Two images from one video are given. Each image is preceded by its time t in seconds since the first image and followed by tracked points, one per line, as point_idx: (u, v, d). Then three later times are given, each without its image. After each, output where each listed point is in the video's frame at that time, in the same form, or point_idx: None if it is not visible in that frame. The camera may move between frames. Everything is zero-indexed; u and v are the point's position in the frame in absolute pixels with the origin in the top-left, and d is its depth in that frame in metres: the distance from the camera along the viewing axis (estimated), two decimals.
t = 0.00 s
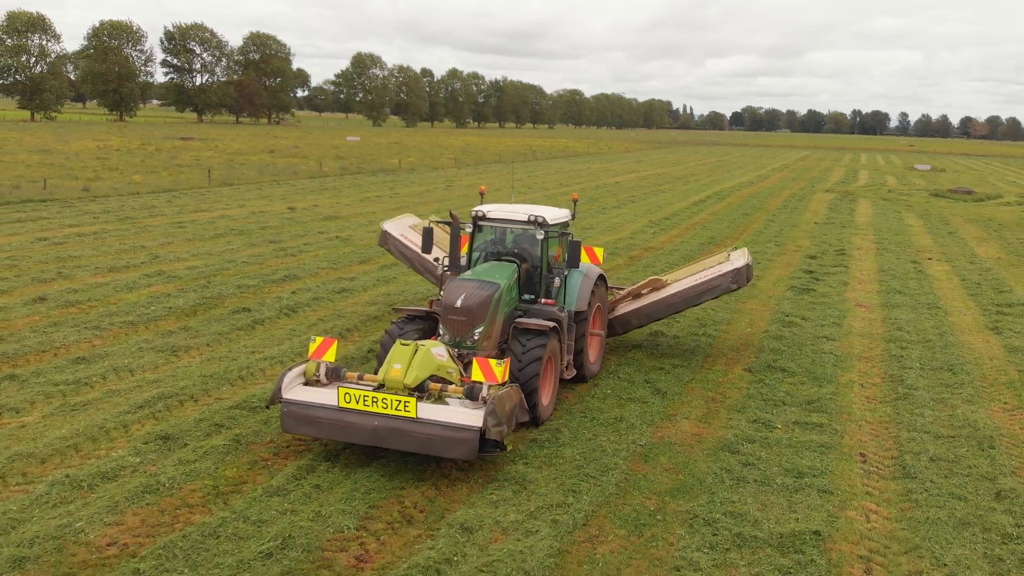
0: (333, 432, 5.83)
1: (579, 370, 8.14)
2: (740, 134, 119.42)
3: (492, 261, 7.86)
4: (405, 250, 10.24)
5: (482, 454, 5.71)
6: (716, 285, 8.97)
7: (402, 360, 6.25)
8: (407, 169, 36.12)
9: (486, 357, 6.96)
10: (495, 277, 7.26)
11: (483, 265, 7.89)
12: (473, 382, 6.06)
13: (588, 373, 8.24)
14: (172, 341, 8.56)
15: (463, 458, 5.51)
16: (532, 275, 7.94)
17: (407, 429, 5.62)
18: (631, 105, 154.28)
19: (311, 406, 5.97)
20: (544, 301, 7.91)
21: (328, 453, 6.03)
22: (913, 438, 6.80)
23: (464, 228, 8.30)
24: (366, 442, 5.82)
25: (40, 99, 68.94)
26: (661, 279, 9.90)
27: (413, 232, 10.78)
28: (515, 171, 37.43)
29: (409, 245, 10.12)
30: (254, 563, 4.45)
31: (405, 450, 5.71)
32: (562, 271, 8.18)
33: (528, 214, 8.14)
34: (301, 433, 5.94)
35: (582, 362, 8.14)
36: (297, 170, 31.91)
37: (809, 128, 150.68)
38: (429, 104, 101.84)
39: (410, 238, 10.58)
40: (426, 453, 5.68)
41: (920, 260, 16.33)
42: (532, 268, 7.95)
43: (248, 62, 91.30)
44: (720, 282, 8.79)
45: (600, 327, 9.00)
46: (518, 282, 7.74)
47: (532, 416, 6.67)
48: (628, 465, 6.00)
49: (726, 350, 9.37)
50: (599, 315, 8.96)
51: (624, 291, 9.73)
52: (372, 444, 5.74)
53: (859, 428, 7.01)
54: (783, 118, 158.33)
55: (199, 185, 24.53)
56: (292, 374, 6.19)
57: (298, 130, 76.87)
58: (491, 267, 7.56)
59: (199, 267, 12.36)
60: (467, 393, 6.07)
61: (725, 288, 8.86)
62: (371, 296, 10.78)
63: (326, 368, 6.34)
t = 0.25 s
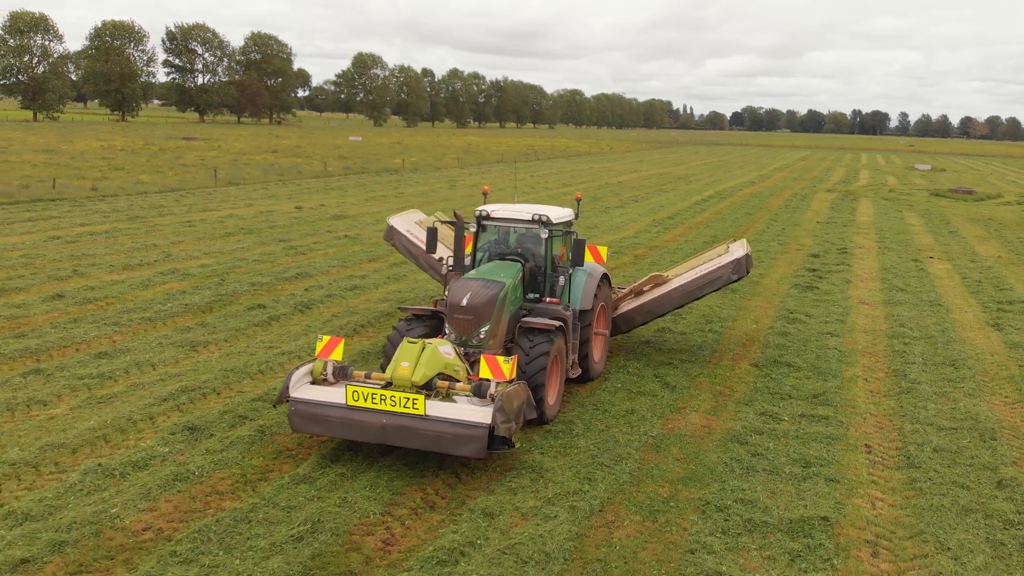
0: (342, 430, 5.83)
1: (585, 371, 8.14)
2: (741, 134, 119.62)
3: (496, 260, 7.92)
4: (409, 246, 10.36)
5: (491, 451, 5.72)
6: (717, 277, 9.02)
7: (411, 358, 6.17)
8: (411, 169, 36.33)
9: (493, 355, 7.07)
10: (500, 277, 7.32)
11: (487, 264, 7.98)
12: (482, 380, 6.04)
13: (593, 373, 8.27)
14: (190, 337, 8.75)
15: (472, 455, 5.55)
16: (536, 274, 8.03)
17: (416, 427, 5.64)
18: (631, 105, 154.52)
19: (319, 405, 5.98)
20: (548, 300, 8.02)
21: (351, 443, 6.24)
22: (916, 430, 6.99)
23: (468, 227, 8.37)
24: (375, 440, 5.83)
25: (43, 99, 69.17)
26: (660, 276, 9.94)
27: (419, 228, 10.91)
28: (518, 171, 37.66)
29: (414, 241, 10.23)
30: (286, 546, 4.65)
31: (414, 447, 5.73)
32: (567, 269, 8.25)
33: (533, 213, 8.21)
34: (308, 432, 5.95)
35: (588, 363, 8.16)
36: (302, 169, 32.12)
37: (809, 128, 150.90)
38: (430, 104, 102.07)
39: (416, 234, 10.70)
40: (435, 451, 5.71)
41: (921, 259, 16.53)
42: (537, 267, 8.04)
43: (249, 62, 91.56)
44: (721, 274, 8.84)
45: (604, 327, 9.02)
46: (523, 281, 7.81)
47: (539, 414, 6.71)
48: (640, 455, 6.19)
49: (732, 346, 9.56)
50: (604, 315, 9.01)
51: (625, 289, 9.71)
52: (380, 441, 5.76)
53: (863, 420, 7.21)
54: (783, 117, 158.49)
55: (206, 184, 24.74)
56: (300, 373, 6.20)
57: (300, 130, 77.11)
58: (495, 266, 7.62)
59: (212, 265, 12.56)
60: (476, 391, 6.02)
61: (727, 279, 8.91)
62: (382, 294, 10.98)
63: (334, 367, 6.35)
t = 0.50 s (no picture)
0: (349, 430, 5.84)
1: (588, 370, 8.19)
2: (740, 134, 119.83)
3: (499, 261, 7.99)
4: (414, 240, 10.43)
5: (499, 449, 5.77)
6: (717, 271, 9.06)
7: (418, 357, 6.35)
8: (414, 169, 36.55)
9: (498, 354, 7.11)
10: (505, 276, 7.39)
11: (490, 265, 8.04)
12: (490, 378, 6.14)
13: (596, 373, 8.25)
14: (208, 332, 8.95)
15: (480, 454, 5.56)
16: (541, 274, 8.08)
17: (425, 426, 5.66)
18: (631, 105, 154.72)
19: (326, 404, 5.98)
20: (553, 300, 8.05)
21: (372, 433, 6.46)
22: (918, 422, 7.19)
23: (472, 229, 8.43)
24: (383, 439, 5.84)
25: (45, 99, 69.34)
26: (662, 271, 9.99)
27: (427, 223, 10.97)
28: (520, 171, 37.87)
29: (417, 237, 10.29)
30: (316, 529, 4.85)
31: (421, 447, 5.74)
32: (572, 269, 8.23)
33: (537, 213, 8.22)
34: (316, 431, 5.94)
35: (591, 362, 8.18)
36: (306, 169, 32.30)
37: (809, 129, 151.15)
38: (430, 104, 102.29)
39: (423, 229, 10.77)
40: (442, 451, 5.71)
41: (922, 258, 16.74)
42: (541, 268, 8.11)
43: (250, 62, 91.78)
44: (721, 267, 8.87)
45: (608, 327, 9.06)
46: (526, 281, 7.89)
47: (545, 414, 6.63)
48: (651, 446, 6.38)
49: (738, 342, 9.76)
50: (608, 314, 9.04)
51: (628, 286, 9.78)
52: (388, 441, 5.77)
53: (867, 413, 7.41)
54: (783, 118, 158.71)
55: (213, 184, 24.95)
56: (307, 372, 6.20)
57: (301, 130, 77.32)
58: (499, 266, 7.70)
59: (224, 263, 12.76)
60: (483, 390, 6.10)
61: (727, 272, 8.95)
62: (393, 291, 11.17)
63: (340, 367, 6.35)
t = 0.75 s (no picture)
0: (358, 429, 5.90)
1: (594, 370, 8.18)
2: (740, 134, 119.98)
3: (504, 261, 8.04)
4: (420, 234, 10.51)
5: (507, 449, 5.82)
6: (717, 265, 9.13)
7: (425, 357, 6.43)
8: (417, 169, 36.79)
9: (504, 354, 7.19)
10: (511, 276, 7.46)
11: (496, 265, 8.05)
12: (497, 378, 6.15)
13: (601, 373, 8.30)
14: (226, 327, 9.17)
15: (489, 453, 5.62)
16: (546, 273, 8.13)
17: (433, 425, 5.71)
18: (631, 105, 154.93)
19: (336, 403, 6.04)
20: (558, 300, 8.11)
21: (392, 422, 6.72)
22: (920, 414, 7.42)
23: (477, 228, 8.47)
24: (392, 438, 5.90)
25: (47, 99, 69.52)
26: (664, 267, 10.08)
27: (434, 218, 11.04)
28: (522, 170, 38.10)
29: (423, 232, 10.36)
30: (345, 511, 5.09)
31: (430, 446, 5.80)
32: (577, 269, 8.39)
33: (543, 214, 8.30)
34: (325, 430, 6.01)
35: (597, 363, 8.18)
36: (310, 169, 32.54)
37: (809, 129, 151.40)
38: (431, 104, 102.53)
39: (430, 223, 10.84)
40: (451, 449, 5.78)
41: (922, 256, 16.96)
42: (546, 267, 8.15)
43: (252, 62, 92.00)
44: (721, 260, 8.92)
45: (612, 327, 9.12)
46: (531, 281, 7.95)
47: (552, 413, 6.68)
48: (661, 435, 6.61)
49: (742, 337, 9.97)
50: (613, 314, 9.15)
51: (631, 284, 9.89)
52: (397, 440, 5.83)
53: (869, 405, 7.63)
54: (783, 118, 158.99)
55: (219, 183, 25.17)
56: (316, 371, 6.25)
57: (303, 130, 77.53)
58: (504, 266, 7.76)
59: (236, 261, 12.97)
60: (490, 390, 6.11)
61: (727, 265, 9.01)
62: (404, 289, 11.40)
63: (349, 366, 6.41)
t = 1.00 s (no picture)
0: (366, 428, 5.92)
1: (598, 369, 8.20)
2: (740, 134, 120.18)
3: (510, 260, 8.08)
4: (427, 226, 10.56)
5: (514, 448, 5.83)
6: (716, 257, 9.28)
7: (433, 356, 6.41)
8: (420, 168, 37.05)
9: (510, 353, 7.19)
10: (516, 276, 7.48)
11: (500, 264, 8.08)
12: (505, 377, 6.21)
13: (606, 372, 8.33)
14: (244, 322, 9.40)
15: (497, 452, 5.63)
16: (551, 273, 8.23)
17: (441, 424, 5.73)
18: (631, 105, 155.19)
19: (344, 403, 6.07)
20: (563, 299, 8.18)
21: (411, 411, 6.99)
22: (920, 405, 7.66)
23: (483, 228, 8.59)
24: (400, 437, 5.92)
25: (50, 99, 69.72)
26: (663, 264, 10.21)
27: (442, 211, 11.11)
28: (524, 170, 38.35)
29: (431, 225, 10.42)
30: (372, 493, 5.36)
31: (438, 445, 5.82)
32: (582, 268, 8.49)
33: (548, 213, 8.39)
34: (333, 429, 6.05)
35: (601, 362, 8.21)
36: (315, 168, 32.79)
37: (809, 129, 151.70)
38: (432, 104, 102.82)
39: (438, 216, 10.90)
40: (459, 449, 5.79)
41: (922, 254, 17.20)
42: (551, 267, 8.25)
43: (253, 62, 92.28)
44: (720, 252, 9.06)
45: (616, 325, 9.18)
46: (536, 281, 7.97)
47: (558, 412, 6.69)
48: (669, 424, 6.84)
49: (746, 333, 10.20)
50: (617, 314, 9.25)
51: (633, 283, 10.01)
52: (405, 439, 5.85)
53: (871, 396, 7.86)
54: (783, 118, 159.31)
55: (226, 183, 25.42)
56: (324, 370, 6.29)
57: (305, 130, 77.76)
58: (509, 266, 7.78)
59: (249, 258, 13.21)
60: (499, 390, 6.21)
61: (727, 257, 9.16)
62: (414, 286, 11.63)
63: (357, 365, 6.44)
